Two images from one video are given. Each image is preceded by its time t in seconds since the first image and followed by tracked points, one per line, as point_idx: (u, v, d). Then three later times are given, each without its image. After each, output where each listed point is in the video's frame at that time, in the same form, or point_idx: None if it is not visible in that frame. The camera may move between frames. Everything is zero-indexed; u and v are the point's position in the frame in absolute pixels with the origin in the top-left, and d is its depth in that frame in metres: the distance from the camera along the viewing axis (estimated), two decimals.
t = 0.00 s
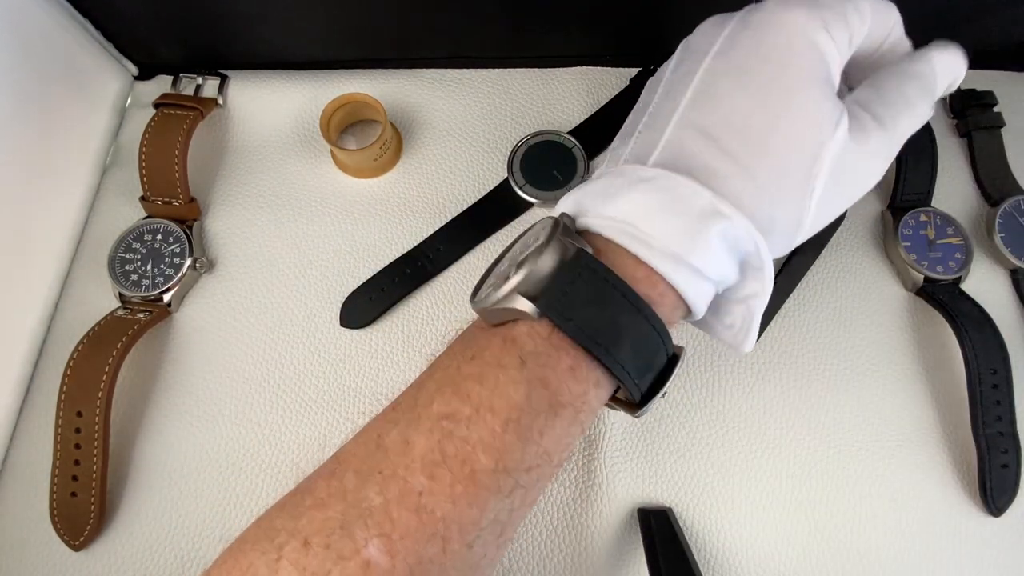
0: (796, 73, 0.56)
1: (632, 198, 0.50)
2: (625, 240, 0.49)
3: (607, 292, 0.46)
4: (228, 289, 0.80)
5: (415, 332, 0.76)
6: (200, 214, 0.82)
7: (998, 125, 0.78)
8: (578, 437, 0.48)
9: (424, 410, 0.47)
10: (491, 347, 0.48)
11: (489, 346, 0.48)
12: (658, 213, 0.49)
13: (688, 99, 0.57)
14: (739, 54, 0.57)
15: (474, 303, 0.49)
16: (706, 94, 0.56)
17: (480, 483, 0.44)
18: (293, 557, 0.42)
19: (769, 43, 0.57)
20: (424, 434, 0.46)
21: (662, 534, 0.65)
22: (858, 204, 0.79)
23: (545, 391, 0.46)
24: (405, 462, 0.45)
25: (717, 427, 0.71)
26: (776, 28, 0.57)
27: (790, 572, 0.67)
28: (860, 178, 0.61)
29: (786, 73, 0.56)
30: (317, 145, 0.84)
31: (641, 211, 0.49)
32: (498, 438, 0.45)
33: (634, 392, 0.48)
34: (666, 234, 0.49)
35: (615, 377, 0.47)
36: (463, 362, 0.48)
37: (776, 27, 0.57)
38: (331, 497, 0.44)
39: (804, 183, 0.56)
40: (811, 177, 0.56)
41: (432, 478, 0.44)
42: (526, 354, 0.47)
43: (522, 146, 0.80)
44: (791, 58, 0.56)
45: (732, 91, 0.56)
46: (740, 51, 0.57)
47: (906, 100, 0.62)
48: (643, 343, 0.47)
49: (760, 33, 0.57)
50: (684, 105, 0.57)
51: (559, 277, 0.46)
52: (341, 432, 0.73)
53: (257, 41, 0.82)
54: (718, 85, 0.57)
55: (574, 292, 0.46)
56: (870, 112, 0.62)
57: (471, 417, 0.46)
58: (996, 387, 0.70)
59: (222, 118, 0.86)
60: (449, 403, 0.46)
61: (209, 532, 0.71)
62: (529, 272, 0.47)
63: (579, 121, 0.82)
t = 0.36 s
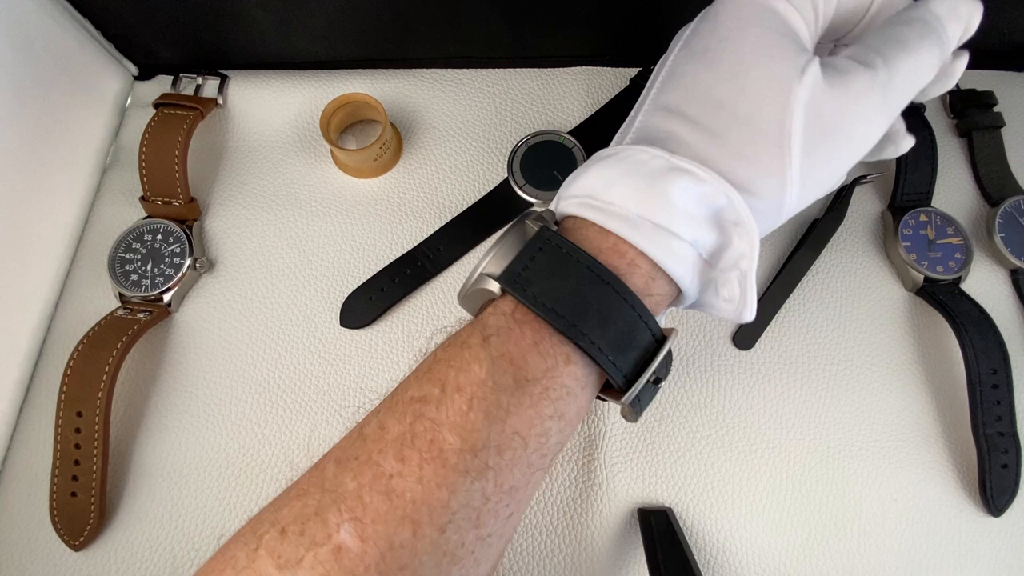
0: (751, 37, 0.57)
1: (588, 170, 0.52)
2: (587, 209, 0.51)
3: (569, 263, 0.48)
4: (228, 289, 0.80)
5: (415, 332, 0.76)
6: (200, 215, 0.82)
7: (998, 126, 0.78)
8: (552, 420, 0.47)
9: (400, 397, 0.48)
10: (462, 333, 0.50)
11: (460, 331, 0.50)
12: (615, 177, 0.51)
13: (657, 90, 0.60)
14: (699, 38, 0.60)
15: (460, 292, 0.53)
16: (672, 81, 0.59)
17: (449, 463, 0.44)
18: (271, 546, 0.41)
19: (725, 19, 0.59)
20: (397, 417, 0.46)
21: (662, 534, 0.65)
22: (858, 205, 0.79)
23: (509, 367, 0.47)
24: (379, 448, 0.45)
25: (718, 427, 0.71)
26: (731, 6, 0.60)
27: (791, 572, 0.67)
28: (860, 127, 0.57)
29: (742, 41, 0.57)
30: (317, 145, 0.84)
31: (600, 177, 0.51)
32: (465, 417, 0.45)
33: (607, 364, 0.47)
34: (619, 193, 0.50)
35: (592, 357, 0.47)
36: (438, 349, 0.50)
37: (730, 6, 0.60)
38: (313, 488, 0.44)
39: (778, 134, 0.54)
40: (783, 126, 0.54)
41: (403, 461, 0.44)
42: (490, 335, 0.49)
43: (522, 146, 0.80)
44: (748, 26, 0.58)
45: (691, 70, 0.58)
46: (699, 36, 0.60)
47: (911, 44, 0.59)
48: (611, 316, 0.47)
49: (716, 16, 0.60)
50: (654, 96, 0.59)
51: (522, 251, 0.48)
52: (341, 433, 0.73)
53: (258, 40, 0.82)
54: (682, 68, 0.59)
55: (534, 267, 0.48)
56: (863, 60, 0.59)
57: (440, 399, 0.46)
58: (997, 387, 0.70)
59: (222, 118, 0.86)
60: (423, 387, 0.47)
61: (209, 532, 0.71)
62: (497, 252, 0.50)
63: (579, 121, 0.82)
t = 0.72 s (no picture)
0: (749, 36, 0.58)
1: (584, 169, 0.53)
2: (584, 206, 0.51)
3: (562, 260, 0.48)
4: (228, 289, 0.80)
5: (415, 333, 0.76)
6: (200, 215, 0.82)
7: (998, 126, 0.78)
8: (548, 421, 0.47)
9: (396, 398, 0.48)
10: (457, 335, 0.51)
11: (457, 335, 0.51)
12: (609, 174, 0.51)
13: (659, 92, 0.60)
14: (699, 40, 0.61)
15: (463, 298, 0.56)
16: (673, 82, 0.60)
17: (441, 464, 0.44)
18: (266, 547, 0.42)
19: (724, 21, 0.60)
20: (393, 418, 0.47)
21: (662, 535, 0.65)
22: (858, 205, 0.79)
23: (502, 365, 0.48)
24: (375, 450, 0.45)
25: (717, 427, 0.71)
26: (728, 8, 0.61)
27: (791, 572, 0.67)
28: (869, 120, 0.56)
29: (740, 41, 0.58)
30: (317, 145, 0.84)
31: (594, 174, 0.51)
32: (458, 417, 0.46)
33: (603, 363, 0.46)
34: (614, 189, 0.51)
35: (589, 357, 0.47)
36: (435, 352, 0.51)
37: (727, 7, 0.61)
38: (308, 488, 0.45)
39: (778, 128, 0.54)
40: (782, 120, 0.54)
41: (396, 462, 0.45)
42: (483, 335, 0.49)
43: (522, 146, 0.80)
44: (747, 24, 0.59)
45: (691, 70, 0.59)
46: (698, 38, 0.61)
47: (923, 33, 0.58)
48: (606, 313, 0.47)
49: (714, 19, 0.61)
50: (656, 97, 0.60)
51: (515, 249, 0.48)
52: (341, 433, 0.73)
53: (258, 40, 0.82)
54: (682, 69, 0.60)
55: (527, 266, 0.48)
56: (872, 52, 0.58)
57: (434, 400, 0.47)
58: (997, 387, 0.70)
59: (222, 118, 0.86)
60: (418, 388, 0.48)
61: (209, 532, 0.71)
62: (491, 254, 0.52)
63: (579, 121, 0.82)
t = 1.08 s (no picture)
0: (800, 39, 0.53)
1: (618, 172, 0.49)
2: (615, 216, 0.48)
3: (590, 276, 0.45)
4: (228, 289, 0.80)
5: (415, 333, 0.76)
6: (199, 215, 0.82)
7: (998, 126, 0.78)
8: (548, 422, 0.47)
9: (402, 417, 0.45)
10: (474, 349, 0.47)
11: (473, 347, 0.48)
12: (648, 183, 0.47)
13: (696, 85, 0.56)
14: (747, 30, 0.55)
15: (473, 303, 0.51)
16: (715, 76, 0.55)
17: (455, 496, 0.42)
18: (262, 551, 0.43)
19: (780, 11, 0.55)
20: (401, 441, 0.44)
21: (662, 535, 0.65)
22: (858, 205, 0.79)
23: (525, 392, 0.44)
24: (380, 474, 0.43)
25: (717, 427, 0.71)
26: None
27: (790, 572, 0.67)
28: (915, 146, 0.52)
29: (795, 39, 0.53)
30: (317, 145, 0.84)
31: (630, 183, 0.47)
32: (474, 446, 0.43)
33: (630, 390, 0.44)
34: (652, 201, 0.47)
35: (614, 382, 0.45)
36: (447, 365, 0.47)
37: None
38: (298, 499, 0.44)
39: (828, 145, 0.50)
40: (827, 140, 0.50)
41: (405, 491, 0.42)
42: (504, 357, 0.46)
43: (522, 146, 0.80)
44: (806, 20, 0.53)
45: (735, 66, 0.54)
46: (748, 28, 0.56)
47: (975, 61, 0.53)
48: (636, 338, 0.44)
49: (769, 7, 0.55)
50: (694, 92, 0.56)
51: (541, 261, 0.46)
52: (341, 433, 0.73)
53: (257, 40, 0.82)
54: (724, 64, 0.55)
55: (554, 281, 0.45)
56: (924, 74, 0.54)
57: (449, 425, 0.44)
58: (997, 387, 0.70)
59: (222, 118, 0.86)
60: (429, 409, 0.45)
61: (209, 532, 0.71)
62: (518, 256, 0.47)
63: (579, 121, 0.82)
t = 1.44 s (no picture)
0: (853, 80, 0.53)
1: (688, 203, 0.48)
2: (670, 251, 0.47)
3: (641, 322, 0.45)
4: (228, 289, 0.80)
5: (415, 333, 0.76)
6: (200, 215, 0.82)
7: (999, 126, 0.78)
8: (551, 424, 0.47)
9: (422, 446, 0.46)
10: (503, 380, 0.47)
11: (503, 378, 0.47)
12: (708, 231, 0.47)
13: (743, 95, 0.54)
14: (809, 49, 0.54)
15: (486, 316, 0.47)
16: (769, 91, 0.53)
17: (483, 536, 0.44)
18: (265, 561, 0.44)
19: (851, 38, 0.53)
20: (422, 476, 0.45)
21: (662, 535, 0.65)
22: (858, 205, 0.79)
23: (563, 434, 0.46)
24: (401, 507, 0.45)
25: (717, 427, 0.72)
26: (858, 23, 0.54)
27: (790, 572, 0.67)
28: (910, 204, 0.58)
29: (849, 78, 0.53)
30: (318, 145, 0.84)
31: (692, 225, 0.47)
32: (504, 487, 0.45)
33: (659, 431, 0.46)
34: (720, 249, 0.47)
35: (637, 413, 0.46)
36: (471, 395, 0.47)
37: (860, 21, 0.54)
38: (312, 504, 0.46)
39: (857, 199, 0.53)
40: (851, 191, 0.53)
41: (429, 527, 0.44)
42: (545, 397, 0.46)
43: (522, 146, 0.80)
44: (875, 55, 0.53)
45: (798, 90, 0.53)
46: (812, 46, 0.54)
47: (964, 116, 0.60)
48: (672, 380, 0.46)
49: (836, 29, 0.54)
50: (742, 102, 0.54)
51: (592, 300, 0.45)
52: (341, 433, 0.73)
53: (258, 40, 0.82)
54: (777, 79, 0.54)
55: (605, 322, 0.45)
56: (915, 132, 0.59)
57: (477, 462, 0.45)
58: (997, 388, 0.70)
59: (222, 118, 0.86)
60: (451, 443, 0.46)
61: (209, 532, 0.71)
62: (554, 294, 0.45)
63: (579, 121, 0.82)
